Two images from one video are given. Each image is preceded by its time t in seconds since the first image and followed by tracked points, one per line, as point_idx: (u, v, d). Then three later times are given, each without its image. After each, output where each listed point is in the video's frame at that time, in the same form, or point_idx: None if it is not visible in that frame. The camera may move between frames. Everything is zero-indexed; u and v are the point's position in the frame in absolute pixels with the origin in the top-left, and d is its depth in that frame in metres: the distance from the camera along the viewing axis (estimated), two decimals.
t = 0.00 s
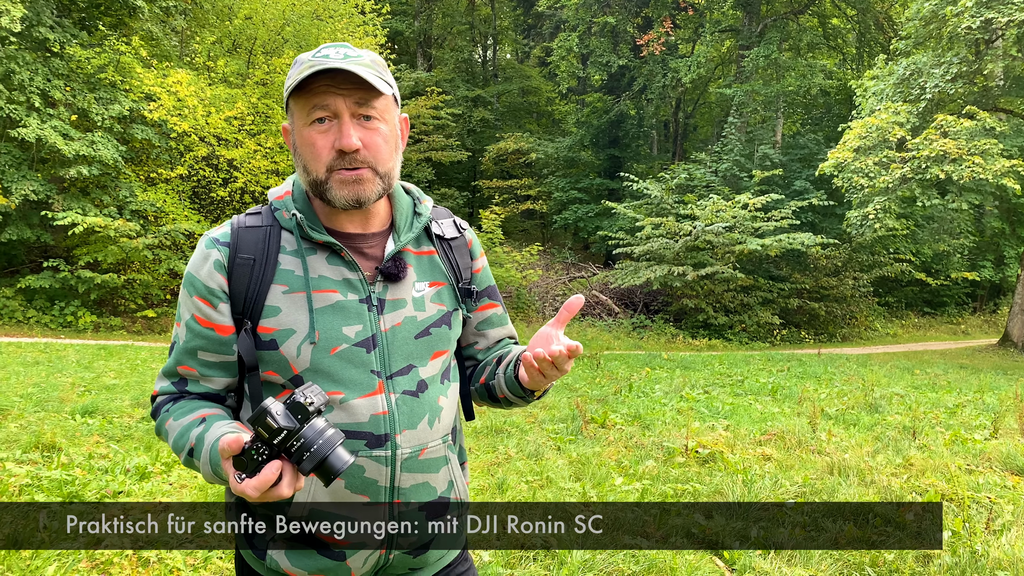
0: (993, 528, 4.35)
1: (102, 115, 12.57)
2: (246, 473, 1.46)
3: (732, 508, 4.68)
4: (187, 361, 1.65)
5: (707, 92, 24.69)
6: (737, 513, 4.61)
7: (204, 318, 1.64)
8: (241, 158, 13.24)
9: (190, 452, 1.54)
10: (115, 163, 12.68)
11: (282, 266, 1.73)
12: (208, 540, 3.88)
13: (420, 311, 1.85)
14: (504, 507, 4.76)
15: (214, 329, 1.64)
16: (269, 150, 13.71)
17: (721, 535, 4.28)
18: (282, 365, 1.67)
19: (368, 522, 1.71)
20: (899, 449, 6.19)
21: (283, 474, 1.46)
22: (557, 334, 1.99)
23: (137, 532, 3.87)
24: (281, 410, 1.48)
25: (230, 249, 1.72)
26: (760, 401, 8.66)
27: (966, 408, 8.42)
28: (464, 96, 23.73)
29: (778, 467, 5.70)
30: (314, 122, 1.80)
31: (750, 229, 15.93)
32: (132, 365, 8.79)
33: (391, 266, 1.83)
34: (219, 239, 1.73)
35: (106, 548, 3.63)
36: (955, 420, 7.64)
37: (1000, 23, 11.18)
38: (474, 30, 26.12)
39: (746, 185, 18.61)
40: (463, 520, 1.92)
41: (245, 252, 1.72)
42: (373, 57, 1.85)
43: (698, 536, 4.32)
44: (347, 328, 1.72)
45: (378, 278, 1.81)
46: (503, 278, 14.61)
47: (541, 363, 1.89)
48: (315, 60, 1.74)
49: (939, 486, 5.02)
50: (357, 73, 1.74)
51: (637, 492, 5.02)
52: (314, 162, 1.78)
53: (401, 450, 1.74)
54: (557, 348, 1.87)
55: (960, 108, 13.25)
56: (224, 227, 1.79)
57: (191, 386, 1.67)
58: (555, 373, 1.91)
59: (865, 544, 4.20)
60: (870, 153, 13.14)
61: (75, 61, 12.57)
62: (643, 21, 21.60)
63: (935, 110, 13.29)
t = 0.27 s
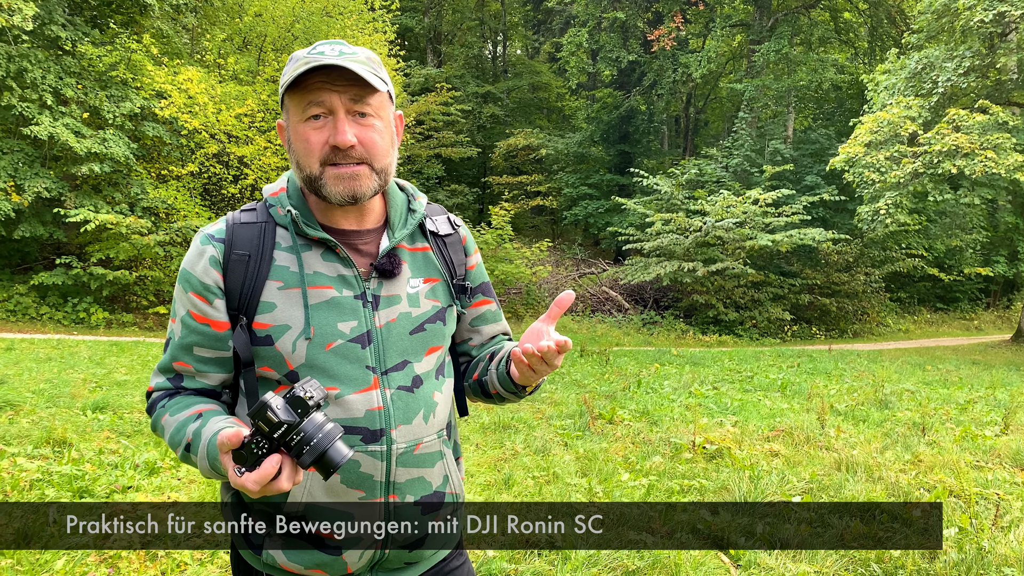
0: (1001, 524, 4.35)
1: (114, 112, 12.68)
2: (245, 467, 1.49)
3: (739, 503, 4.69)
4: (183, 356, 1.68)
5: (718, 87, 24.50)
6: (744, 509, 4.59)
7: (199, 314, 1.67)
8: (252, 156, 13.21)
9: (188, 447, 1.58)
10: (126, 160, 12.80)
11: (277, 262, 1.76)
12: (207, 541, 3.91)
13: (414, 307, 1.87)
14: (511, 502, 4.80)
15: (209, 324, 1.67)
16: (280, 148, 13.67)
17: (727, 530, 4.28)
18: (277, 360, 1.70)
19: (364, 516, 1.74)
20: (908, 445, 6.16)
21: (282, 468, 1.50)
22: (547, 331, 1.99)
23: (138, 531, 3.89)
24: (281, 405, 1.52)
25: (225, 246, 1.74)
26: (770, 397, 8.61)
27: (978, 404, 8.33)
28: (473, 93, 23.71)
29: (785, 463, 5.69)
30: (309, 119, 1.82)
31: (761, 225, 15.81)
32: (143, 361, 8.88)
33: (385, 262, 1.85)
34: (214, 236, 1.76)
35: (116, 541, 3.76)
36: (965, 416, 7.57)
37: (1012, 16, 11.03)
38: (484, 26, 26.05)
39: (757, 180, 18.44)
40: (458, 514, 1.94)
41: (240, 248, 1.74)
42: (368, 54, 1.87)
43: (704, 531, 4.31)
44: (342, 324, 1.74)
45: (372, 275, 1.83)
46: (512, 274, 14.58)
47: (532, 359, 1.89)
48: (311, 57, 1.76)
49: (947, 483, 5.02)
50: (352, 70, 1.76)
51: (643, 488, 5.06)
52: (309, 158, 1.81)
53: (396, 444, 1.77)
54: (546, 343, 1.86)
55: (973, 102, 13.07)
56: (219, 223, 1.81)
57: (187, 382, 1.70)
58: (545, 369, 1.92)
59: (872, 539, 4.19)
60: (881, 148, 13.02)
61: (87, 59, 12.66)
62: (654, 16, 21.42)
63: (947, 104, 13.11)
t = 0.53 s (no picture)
0: (1010, 520, 4.34)
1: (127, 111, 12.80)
2: (259, 460, 1.52)
3: (746, 499, 4.61)
4: (189, 352, 1.68)
5: (730, 82, 24.29)
6: (753, 504, 4.55)
7: (206, 310, 1.67)
8: (264, 153, 13.29)
9: (197, 441, 1.58)
10: (139, 158, 12.94)
11: (284, 258, 1.76)
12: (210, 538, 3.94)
13: (418, 302, 1.89)
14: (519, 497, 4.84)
15: (217, 320, 1.67)
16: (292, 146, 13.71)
17: (734, 526, 4.27)
18: (284, 355, 1.71)
19: (371, 508, 1.77)
20: (919, 441, 6.12)
21: (298, 460, 1.53)
22: (545, 328, 2.00)
23: (138, 531, 3.90)
24: (296, 399, 1.55)
25: (231, 242, 1.74)
26: (781, 393, 8.52)
27: (991, 400, 8.22)
28: (485, 89, 23.69)
29: (795, 459, 5.67)
30: (314, 116, 1.81)
31: (773, 221, 15.64)
32: (156, 358, 8.97)
33: (390, 258, 1.87)
34: (219, 232, 1.75)
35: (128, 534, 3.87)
36: (978, 412, 7.49)
37: None
38: (495, 22, 25.97)
39: (769, 176, 18.25)
40: (461, 505, 1.97)
41: (246, 244, 1.75)
42: (372, 52, 1.87)
43: (711, 527, 4.32)
44: (349, 318, 1.76)
45: (377, 271, 1.85)
46: (522, 271, 14.52)
47: (531, 356, 1.90)
48: (317, 55, 1.76)
49: (957, 479, 5.02)
50: (359, 68, 1.76)
51: (652, 484, 5.08)
52: (315, 155, 1.80)
53: (402, 437, 1.79)
54: (545, 341, 1.87)
55: (987, 96, 12.84)
56: (224, 220, 1.81)
57: (193, 377, 1.70)
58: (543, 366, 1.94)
59: (881, 536, 4.18)
60: (894, 143, 12.82)
61: (101, 57, 12.78)
62: (665, 11, 21.29)
63: (962, 99, 12.89)
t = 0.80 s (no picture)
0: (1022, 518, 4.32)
1: (141, 110, 12.92)
2: (270, 456, 1.48)
3: (756, 497, 4.62)
4: (195, 350, 1.66)
5: (743, 79, 24.06)
6: (763, 502, 4.57)
7: (212, 308, 1.66)
8: (276, 152, 13.33)
9: (205, 438, 1.55)
10: (153, 158, 13.06)
11: (289, 256, 1.75)
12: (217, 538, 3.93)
13: (423, 301, 1.89)
14: (528, 495, 4.85)
15: (222, 318, 1.66)
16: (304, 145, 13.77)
17: (744, 523, 4.30)
18: (290, 352, 1.69)
19: (376, 506, 1.76)
20: (931, 439, 6.10)
21: (311, 455, 1.50)
22: (547, 325, 1.99)
23: (136, 532, 3.84)
24: (307, 394, 1.52)
25: (236, 241, 1.73)
26: (793, 391, 8.40)
27: (1006, 398, 8.08)
28: (496, 87, 23.64)
29: (806, 457, 5.64)
30: (320, 117, 1.81)
31: (786, 218, 15.46)
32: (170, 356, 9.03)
33: (394, 257, 1.86)
34: (225, 231, 1.75)
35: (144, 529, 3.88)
36: (992, 411, 7.38)
37: None
38: (507, 20, 25.88)
39: (782, 173, 18.01)
40: (464, 501, 1.98)
41: (252, 243, 1.74)
42: (377, 54, 1.88)
43: (721, 524, 4.35)
44: (354, 317, 1.75)
45: (381, 269, 1.84)
46: (534, 269, 14.42)
47: (535, 351, 1.89)
48: (322, 56, 1.76)
49: (969, 476, 5.03)
50: (363, 68, 1.76)
51: (661, 481, 5.08)
52: (320, 155, 1.80)
53: (407, 434, 1.79)
54: (546, 339, 1.86)
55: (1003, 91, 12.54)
56: (229, 219, 1.80)
57: (200, 375, 1.68)
58: (545, 363, 1.92)
59: (892, 534, 4.19)
60: (907, 139, 12.64)
61: (115, 58, 12.89)
62: (677, 8, 21.13)
63: (977, 95, 12.65)
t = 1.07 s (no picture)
0: None
1: (154, 111, 13.03)
2: (269, 454, 1.49)
3: (767, 496, 4.62)
4: (199, 347, 1.68)
5: (755, 76, 23.85)
6: (772, 500, 4.58)
7: (216, 306, 1.67)
8: (288, 152, 13.35)
9: (207, 436, 1.56)
10: (166, 158, 13.16)
11: (292, 255, 1.76)
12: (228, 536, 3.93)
13: (425, 298, 1.88)
14: (537, 493, 4.81)
15: (226, 316, 1.67)
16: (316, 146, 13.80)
17: (754, 522, 4.30)
18: (292, 350, 1.70)
19: (378, 503, 1.75)
20: (944, 438, 6.07)
21: (309, 455, 1.51)
22: (547, 325, 1.97)
23: (126, 531, 3.80)
24: (306, 394, 1.52)
25: (240, 239, 1.74)
26: (806, 390, 8.28)
27: (1022, 396, 7.95)
28: (507, 86, 23.61)
29: (817, 455, 5.61)
30: (322, 115, 1.81)
31: (799, 216, 15.31)
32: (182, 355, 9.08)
33: (396, 255, 1.85)
34: (229, 229, 1.76)
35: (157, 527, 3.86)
36: (1007, 409, 7.28)
37: None
38: (519, 19, 25.81)
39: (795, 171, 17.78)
40: (467, 499, 1.96)
41: (254, 241, 1.75)
42: (379, 51, 1.87)
43: (730, 522, 4.36)
44: (356, 314, 1.75)
45: (384, 267, 1.84)
46: (545, 268, 14.31)
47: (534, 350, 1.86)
48: (324, 54, 1.76)
49: (982, 475, 5.01)
50: (365, 66, 1.76)
51: (672, 480, 5.04)
52: (322, 153, 1.80)
53: (408, 432, 1.78)
54: (542, 339, 1.85)
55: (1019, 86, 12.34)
56: (233, 217, 1.81)
57: (204, 372, 1.69)
58: (543, 363, 1.91)
59: (902, 532, 4.18)
60: (921, 136, 12.54)
61: (128, 59, 13.00)
62: (689, 5, 21.00)
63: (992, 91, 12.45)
